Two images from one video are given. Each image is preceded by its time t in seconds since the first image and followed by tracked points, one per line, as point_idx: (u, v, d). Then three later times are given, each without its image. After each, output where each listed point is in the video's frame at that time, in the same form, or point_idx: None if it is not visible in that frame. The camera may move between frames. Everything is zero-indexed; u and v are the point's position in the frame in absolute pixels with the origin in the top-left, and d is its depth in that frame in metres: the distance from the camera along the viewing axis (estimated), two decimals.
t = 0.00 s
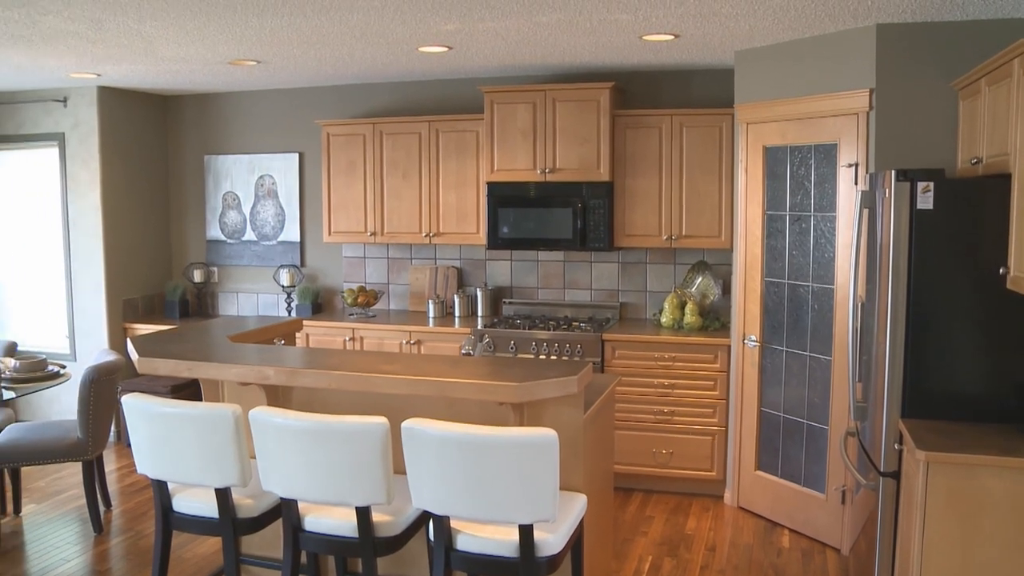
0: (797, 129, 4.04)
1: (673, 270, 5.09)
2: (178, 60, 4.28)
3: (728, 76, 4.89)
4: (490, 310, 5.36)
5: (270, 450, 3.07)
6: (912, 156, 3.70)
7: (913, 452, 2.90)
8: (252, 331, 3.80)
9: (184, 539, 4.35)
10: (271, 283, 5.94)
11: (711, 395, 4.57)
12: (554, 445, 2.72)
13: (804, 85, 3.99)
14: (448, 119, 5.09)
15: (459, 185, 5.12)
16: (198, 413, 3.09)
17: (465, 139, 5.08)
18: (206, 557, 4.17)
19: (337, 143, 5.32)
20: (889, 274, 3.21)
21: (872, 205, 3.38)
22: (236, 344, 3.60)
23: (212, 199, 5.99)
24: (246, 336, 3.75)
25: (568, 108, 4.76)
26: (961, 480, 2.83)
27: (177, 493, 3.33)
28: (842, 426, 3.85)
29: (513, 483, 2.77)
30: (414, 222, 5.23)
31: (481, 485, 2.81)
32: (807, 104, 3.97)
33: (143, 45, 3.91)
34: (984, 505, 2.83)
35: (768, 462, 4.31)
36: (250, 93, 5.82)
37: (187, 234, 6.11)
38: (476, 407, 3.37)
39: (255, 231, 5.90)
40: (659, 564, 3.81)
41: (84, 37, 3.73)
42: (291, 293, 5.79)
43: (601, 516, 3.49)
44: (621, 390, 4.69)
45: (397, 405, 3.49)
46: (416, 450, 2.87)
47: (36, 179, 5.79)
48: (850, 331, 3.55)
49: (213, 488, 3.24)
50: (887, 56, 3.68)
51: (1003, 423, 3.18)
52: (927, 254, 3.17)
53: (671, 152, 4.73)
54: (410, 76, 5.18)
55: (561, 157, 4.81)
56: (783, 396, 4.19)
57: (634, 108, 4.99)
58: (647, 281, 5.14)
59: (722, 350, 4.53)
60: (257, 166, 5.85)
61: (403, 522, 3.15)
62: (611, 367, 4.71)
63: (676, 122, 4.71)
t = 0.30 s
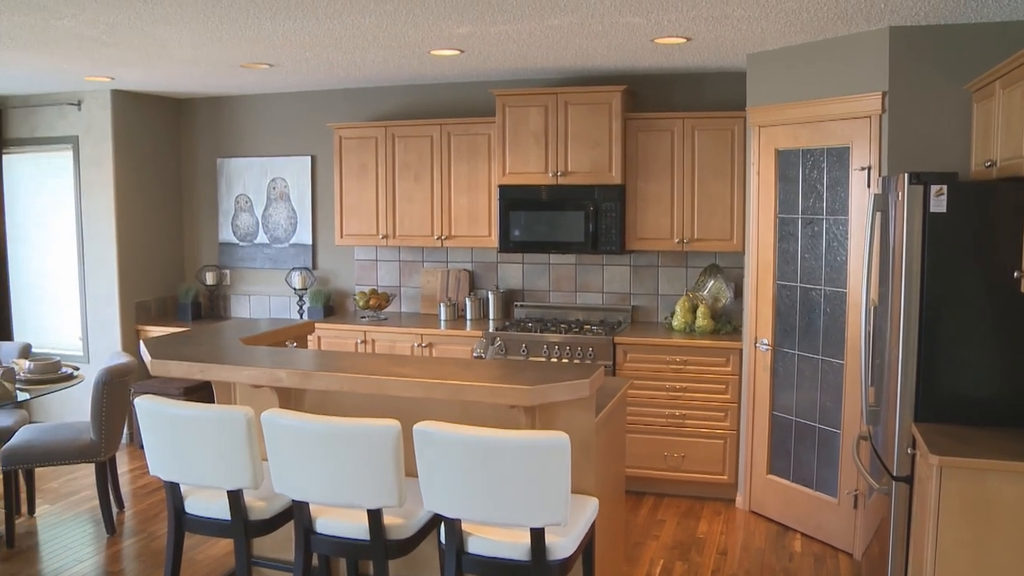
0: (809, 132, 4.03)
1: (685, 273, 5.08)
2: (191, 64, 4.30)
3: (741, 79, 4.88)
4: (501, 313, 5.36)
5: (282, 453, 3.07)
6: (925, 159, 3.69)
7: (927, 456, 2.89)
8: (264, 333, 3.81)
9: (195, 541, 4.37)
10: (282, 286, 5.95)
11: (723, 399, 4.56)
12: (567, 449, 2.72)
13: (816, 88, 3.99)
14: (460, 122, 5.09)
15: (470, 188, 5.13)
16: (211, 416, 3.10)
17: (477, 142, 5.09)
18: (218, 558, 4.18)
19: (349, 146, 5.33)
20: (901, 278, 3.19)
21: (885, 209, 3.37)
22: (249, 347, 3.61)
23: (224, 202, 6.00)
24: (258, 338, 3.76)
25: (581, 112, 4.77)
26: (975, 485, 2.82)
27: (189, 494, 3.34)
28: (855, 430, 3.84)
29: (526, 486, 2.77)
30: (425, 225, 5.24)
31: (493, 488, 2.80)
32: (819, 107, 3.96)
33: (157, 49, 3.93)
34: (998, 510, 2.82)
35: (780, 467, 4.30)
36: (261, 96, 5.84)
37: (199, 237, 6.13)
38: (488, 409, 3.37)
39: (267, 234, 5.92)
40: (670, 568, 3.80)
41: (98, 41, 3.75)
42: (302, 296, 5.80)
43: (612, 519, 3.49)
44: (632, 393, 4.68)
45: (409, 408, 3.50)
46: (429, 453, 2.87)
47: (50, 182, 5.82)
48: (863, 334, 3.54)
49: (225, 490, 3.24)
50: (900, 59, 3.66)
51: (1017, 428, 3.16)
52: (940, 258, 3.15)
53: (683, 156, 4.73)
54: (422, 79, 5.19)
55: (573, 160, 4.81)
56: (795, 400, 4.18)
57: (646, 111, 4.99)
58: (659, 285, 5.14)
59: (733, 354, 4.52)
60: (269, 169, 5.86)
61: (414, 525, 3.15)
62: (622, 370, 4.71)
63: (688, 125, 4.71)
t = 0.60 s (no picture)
0: (823, 134, 4.02)
1: (698, 276, 5.07)
2: (205, 67, 4.32)
3: (754, 81, 4.87)
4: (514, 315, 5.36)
5: (296, 454, 3.08)
6: (939, 162, 3.67)
7: (941, 460, 2.87)
8: (278, 335, 3.82)
9: (208, 542, 4.38)
10: (296, 288, 5.97)
11: (736, 402, 4.55)
12: (579, 452, 2.71)
13: (830, 90, 3.97)
14: (473, 124, 5.10)
15: (484, 190, 5.13)
16: (225, 417, 3.11)
17: (490, 145, 5.09)
18: (231, 559, 4.19)
19: (362, 148, 5.35)
20: (916, 282, 3.18)
21: (899, 212, 3.35)
22: (262, 349, 3.62)
23: (238, 204, 6.03)
24: (271, 340, 3.77)
25: (594, 115, 4.76)
26: (991, 490, 2.80)
27: (203, 496, 3.35)
28: (868, 433, 3.82)
29: (539, 490, 2.77)
30: (439, 227, 5.25)
31: (506, 491, 2.80)
32: (833, 109, 3.95)
33: (172, 52, 3.95)
34: (1014, 516, 2.80)
35: (794, 470, 4.29)
36: (274, 98, 5.86)
37: (213, 239, 6.16)
38: (502, 412, 3.37)
39: (281, 236, 5.94)
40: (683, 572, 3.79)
41: (114, 44, 3.77)
42: (316, 298, 5.82)
43: (625, 522, 3.49)
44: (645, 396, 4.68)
45: (422, 411, 3.50)
46: (442, 456, 2.87)
47: (65, 184, 5.85)
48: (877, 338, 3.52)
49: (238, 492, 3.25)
50: (914, 61, 3.65)
51: None
52: (955, 262, 3.13)
53: (697, 158, 4.73)
54: (435, 82, 5.20)
55: (586, 163, 4.81)
56: (809, 404, 4.16)
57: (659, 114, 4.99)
58: (672, 288, 5.13)
59: (747, 357, 4.51)
60: (283, 171, 5.89)
61: (427, 527, 3.15)
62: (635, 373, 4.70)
63: (702, 127, 4.70)
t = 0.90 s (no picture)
0: (839, 136, 4.01)
1: (714, 278, 5.07)
2: (221, 69, 4.34)
3: (770, 83, 4.86)
4: (529, 317, 5.36)
5: (311, 456, 3.09)
6: (957, 164, 3.65)
7: (959, 464, 2.86)
8: (293, 337, 3.83)
9: (223, 542, 4.40)
10: (311, 290, 5.99)
11: (751, 405, 4.54)
12: (594, 454, 2.71)
13: (846, 92, 3.96)
14: (488, 127, 5.11)
15: (499, 192, 5.14)
16: (240, 419, 3.12)
17: (505, 147, 5.10)
18: (247, 560, 4.21)
19: (378, 150, 5.36)
20: (932, 285, 3.16)
21: (915, 214, 3.34)
22: (277, 350, 3.63)
23: (254, 206, 6.05)
24: (286, 342, 3.78)
25: (609, 117, 4.76)
26: (1010, 494, 2.78)
27: (218, 496, 3.36)
28: (884, 436, 3.81)
29: (554, 492, 2.76)
30: (454, 229, 5.26)
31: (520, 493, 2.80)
32: (849, 111, 3.93)
33: (188, 55, 3.97)
34: None
35: (809, 473, 4.27)
36: (289, 100, 5.88)
37: (229, 241, 6.19)
38: (516, 414, 3.37)
39: (297, 238, 5.96)
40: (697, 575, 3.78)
41: (132, 47, 3.79)
42: (331, 300, 5.83)
43: (639, 524, 3.48)
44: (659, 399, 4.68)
45: (437, 413, 3.50)
46: (457, 458, 2.87)
47: (82, 186, 5.89)
48: (893, 342, 3.50)
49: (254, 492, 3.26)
50: (930, 63, 3.63)
51: None
52: (972, 265, 3.11)
53: (712, 161, 4.72)
54: (450, 84, 5.21)
55: (601, 165, 4.81)
56: (824, 407, 4.15)
57: (674, 116, 4.98)
58: (687, 290, 5.12)
59: (762, 360, 4.50)
60: (299, 173, 5.91)
61: (441, 529, 3.14)
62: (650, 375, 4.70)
63: (717, 130, 4.69)
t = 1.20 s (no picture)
0: (858, 137, 3.99)
1: (731, 280, 5.05)
2: (239, 71, 4.36)
3: (788, 84, 4.84)
4: (547, 319, 5.36)
5: (328, 456, 3.10)
6: (978, 166, 3.62)
7: (980, 468, 2.84)
8: (310, 337, 3.85)
9: (241, 542, 4.42)
10: (328, 290, 6.01)
11: (768, 407, 4.52)
12: (611, 455, 2.70)
13: (865, 93, 3.94)
14: (505, 128, 5.12)
15: (516, 194, 5.14)
16: (258, 419, 3.13)
17: (522, 148, 5.10)
18: (264, 559, 4.23)
19: (395, 151, 5.37)
20: (953, 287, 3.14)
21: (935, 216, 3.32)
22: (295, 351, 3.64)
23: (271, 207, 6.08)
24: (304, 342, 3.80)
25: (626, 118, 4.76)
26: None
27: (237, 496, 3.38)
28: (903, 439, 3.79)
29: (570, 493, 2.76)
30: (471, 230, 5.26)
31: (536, 494, 2.80)
32: (868, 112, 3.92)
33: (207, 56, 3.99)
34: None
35: (827, 476, 4.25)
36: (306, 102, 5.91)
37: (247, 241, 6.21)
38: (533, 415, 3.37)
39: (314, 239, 5.98)
40: None
41: (152, 49, 3.82)
42: (348, 301, 5.85)
43: (656, 527, 3.48)
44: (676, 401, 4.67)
45: (454, 414, 3.51)
46: (474, 458, 2.87)
47: (101, 188, 5.93)
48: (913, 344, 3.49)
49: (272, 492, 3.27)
50: (951, 64, 3.61)
51: None
52: (993, 266, 3.09)
53: (730, 162, 4.71)
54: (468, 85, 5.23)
55: (619, 166, 4.80)
56: (842, 409, 4.13)
57: (691, 117, 4.98)
58: (704, 291, 5.11)
59: (780, 361, 4.49)
60: (316, 175, 5.93)
61: (459, 529, 3.15)
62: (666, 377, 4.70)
63: (734, 131, 4.68)
